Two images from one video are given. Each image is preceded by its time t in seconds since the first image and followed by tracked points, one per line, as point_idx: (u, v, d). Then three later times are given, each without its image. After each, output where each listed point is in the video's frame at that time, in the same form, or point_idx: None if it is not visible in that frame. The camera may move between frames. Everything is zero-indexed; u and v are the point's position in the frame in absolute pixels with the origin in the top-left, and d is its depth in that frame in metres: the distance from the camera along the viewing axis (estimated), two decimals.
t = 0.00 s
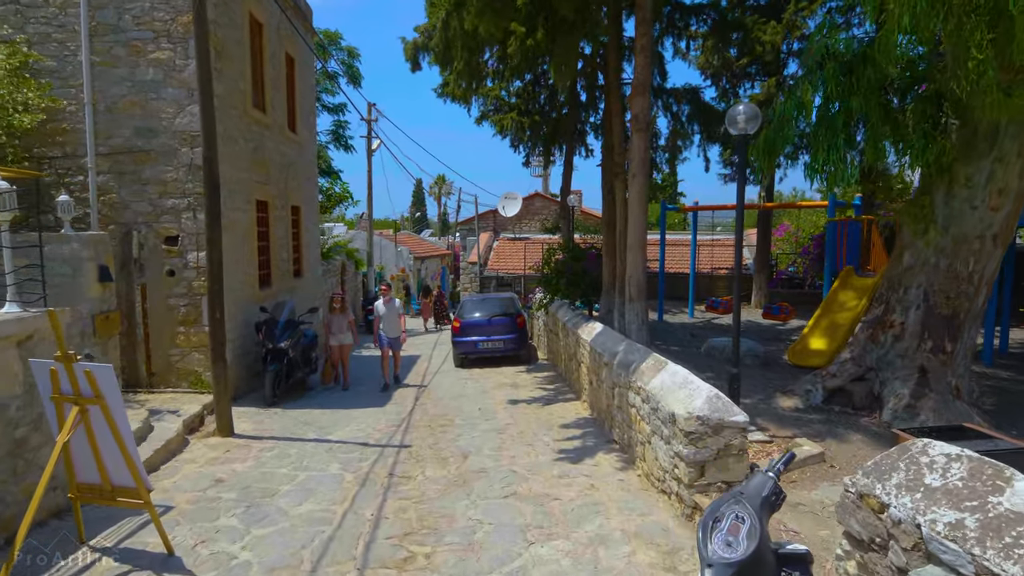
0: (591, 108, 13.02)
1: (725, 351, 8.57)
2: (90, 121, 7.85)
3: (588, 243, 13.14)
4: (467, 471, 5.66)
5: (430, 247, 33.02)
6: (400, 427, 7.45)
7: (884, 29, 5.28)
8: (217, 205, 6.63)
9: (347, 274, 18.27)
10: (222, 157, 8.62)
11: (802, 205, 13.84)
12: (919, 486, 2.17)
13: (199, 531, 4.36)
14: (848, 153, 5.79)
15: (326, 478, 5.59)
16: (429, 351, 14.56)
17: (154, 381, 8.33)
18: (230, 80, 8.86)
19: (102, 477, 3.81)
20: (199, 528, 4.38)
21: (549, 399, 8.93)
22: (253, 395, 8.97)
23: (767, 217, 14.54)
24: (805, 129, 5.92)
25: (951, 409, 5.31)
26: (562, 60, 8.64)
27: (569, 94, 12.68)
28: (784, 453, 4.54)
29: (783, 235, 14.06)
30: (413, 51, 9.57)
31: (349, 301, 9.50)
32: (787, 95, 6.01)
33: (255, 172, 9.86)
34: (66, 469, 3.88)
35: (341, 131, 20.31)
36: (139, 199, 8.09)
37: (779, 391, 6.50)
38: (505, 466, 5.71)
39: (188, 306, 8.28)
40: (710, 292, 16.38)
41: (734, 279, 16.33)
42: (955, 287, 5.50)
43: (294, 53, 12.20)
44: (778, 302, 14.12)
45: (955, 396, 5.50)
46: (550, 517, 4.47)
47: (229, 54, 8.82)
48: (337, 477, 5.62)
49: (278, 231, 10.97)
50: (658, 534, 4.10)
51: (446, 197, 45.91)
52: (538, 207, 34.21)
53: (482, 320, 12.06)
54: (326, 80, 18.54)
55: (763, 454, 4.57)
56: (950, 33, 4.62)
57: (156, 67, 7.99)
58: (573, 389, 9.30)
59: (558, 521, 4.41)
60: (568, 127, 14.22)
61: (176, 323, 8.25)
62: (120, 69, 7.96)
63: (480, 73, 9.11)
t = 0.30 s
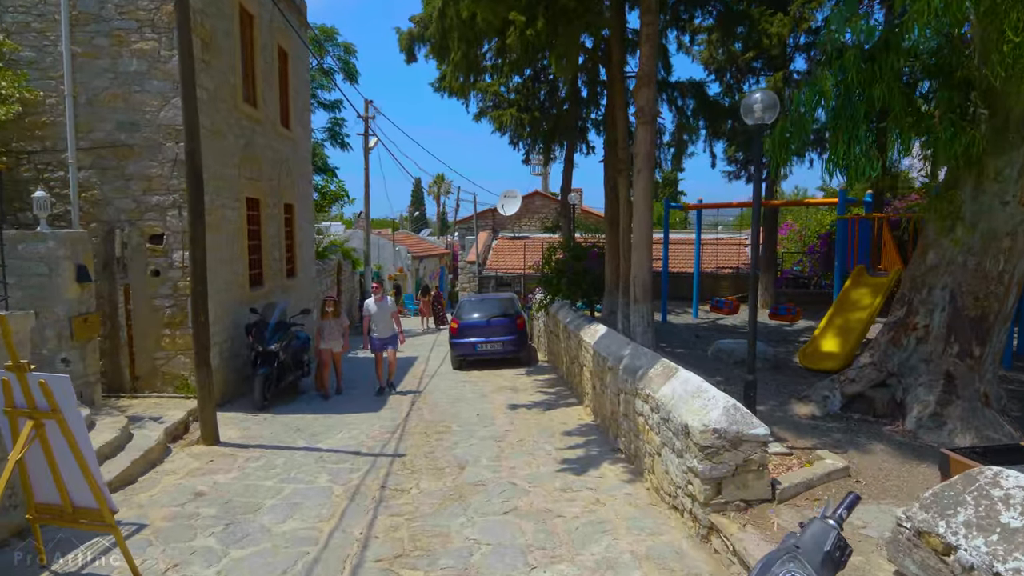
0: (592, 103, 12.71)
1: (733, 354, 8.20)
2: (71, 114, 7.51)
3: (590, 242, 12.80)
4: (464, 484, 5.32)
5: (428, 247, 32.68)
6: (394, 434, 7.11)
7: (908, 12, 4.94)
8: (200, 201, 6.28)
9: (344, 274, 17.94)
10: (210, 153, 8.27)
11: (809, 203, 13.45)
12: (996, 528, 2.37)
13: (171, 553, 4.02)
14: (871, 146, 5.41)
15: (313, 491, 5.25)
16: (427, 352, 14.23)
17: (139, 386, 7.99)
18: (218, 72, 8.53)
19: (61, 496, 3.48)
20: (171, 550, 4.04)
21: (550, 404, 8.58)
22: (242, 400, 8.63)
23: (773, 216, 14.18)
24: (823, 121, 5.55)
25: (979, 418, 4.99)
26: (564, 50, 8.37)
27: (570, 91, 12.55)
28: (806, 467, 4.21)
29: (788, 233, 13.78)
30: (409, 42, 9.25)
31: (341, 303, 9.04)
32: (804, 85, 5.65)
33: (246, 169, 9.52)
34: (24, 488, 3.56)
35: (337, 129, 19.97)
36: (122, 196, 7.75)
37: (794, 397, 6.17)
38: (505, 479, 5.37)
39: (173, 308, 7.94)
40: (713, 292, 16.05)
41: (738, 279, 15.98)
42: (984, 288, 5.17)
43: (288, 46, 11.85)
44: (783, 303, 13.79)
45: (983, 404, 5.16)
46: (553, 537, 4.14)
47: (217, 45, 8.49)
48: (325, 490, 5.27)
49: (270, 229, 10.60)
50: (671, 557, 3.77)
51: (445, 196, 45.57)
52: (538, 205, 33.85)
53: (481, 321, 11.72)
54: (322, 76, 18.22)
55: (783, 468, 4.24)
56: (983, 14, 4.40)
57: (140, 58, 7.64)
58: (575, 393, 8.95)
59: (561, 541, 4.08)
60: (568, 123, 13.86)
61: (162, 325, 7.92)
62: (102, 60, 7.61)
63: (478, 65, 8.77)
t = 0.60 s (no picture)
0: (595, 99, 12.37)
1: (742, 357, 7.87)
2: (51, 106, 7.16)
3: (592, 241, 12.48)
4: (463, 497, 4.99)
5: (426, 246, 32.32)
6: (389, 442, 6.77)
7: None
8: (183, 197, 5.94)
9: (340, 274, 17.59)
10: (198, 148, 7.93)
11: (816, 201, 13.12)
12: None
13: None
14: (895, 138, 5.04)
15: (302, 506, 4.91)
16: (424, 354, 13.91)
17: (123, 391, 7.65)
18: (207, 64, 8.18)
19: (17, 519, 3.15)
20: None
21: (551, 409, 8.25)
22: (231, 406, 8.29)
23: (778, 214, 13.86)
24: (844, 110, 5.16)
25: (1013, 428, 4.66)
26: (568, 41, 8.03)
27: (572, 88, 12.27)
28: (832, 483, 3.89)
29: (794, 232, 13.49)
30: (405, 32, 8.91)
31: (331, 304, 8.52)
32: (823, 71, 5.25)
33: (236, 165, 9.17)
34: None
35: (333, 126, 19.61)
36: (105, 192, 7.41)
37: (811, 403, 5.84)
38: (506, 492, 5.05)
39: (159, 309, 7.59)
40: (717, 292, 15.74)
41: (742, 279, 15.65)
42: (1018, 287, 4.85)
43: (280, 39, 11.48)
44: (789, 304, 13.49)
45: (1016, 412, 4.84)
46: (558, 559, 3.82)
47: (205, 36, 8.13)
48: (315, 505, 4.93)
49: (261, 228, 10.24)
50: None
51: (443, 195, 45.24)
52: (537, 204, 33.50)
53: (480, 322, 11.38)
54: (318, 72, 17.84)
55: (808, 484, 3.92)
56: None
57: (124, 48, 7.29)
58: (577, 397, 8.62)
59: (567, 564, 3.75)
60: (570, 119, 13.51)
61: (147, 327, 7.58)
62: (84, 50, 7.26)
63: (478, 57, 8.43)
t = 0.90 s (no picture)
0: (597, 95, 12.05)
1: (753, 361, 7.57)
2: (30, 99, 6.85)
3: (594, 240, 12.17)
4: (461, 513, 4.69)
5: (425, 246, 31.99)
6: (384, 451, 6.46)
7: None
8: (165, 193, 5.62)
9: (337, 274, 17.26)
10: (186, 143, 7.62)
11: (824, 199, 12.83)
12: None
13: None
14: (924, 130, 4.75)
15: (289, 522, 4.60)
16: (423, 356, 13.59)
17: (106, 396, 7.34)
18: (196, 55, 7.87)
19: None
20: None
21: (554, 414, 7.93)
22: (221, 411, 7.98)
23: (785, 212, 13.54)
24: (869, 99, 4.87)
25: None
26: (570, 31, 7.71)
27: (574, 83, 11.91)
28: (863, 501, 3.58)
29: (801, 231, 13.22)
30: (401, 22, 8.62)
31: (319, 308, 7.84)
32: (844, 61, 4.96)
33: (227, 161, 8.85)
34: None
35: (330, 124, 19.29)
36: (87, 188, 7.10)
37: (829, 410, 5.53)
38: (506, 506, 4.74)
39: (144, 311, 7.28)
40: (722, 292, 15.42)
41: (748, 278, 15.35)
42: None
43: (274, 32, 11.16)
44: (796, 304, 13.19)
45: None
46: None
47: (193, 26, 7.81)
48: (303, 521, 4.62)
49: (254, 226, 9.91)
50: None
51: (442, 195, 44.92)
52: (537, 203, 33.18)
53: (479, 324, 11.07)
54: (314, 69, 17.52)
55: (836, 502, 3.61)
56: None
57: (106, 38, 6.97)
58: (581, 402, 8.30)
59: None
60: (571, 115, 13.19)
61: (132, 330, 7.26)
62: (65, 40, 6.94)
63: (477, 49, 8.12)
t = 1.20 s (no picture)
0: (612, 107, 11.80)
1: (766, 364, 7.25)
2: (8, 90, 6.54)
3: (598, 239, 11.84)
4: (460, 529, 4.37)
5: (425, 246, 31.69)
6: (379, 459, 6.12)
7: None
8: (146, 187, 5.31)
9: (335, 274, 16.92)
10: (174, 137, 7.30)
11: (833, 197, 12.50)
12: None
13: None
14: (958, 117, 4.48)
15: (275, 540, 4.28)
16: (423, 358, 13.26)
17: (90, 401, 7.02)
18: (182, 45, 7.56)
19: None
20: None
21: (557, 420, 7.60)
22: (211, 417, 7.66)
23: (793, 210, 13.21)
24: (897, 83, 4.63)
25: None
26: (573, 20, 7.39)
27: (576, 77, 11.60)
28: (902, 523, 3.27)
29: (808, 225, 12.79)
30: (397, 12, 8.32)
31: (306, 307, 7.36)
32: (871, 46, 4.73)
33: (216, 156, 8.53)
34: None
35: (327, 122, 18.98)
36: (69, 183, 6.78)
37: (852, 418, 5.20)
38: (509, 522, 4.42)
39: (128, 313, 6.95)
40: (727, 293, 15.11)
41: (754, 279, 15.02)
42: None
43: (267, 25, 10.84)
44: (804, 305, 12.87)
45: None
46: None
47: (179, 14, 7.49)
48: (289, 539, 4.29)
49: (246, 224, 9.58)
50: None
51: (442, 195, 44.60)
52: (539, 202, 32.84)
53: (479, 325, 10.75)
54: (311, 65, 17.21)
55: (872, 524, 3.30)
56: None
57: (88, 26, 6.66)
58: (586, 408, 7.97)
59: None
60: (574, 111, 12.87)
61: (117, 332, 6.94)
62: (45, 28, 6.63)
63: (477, 39, 7.79)
